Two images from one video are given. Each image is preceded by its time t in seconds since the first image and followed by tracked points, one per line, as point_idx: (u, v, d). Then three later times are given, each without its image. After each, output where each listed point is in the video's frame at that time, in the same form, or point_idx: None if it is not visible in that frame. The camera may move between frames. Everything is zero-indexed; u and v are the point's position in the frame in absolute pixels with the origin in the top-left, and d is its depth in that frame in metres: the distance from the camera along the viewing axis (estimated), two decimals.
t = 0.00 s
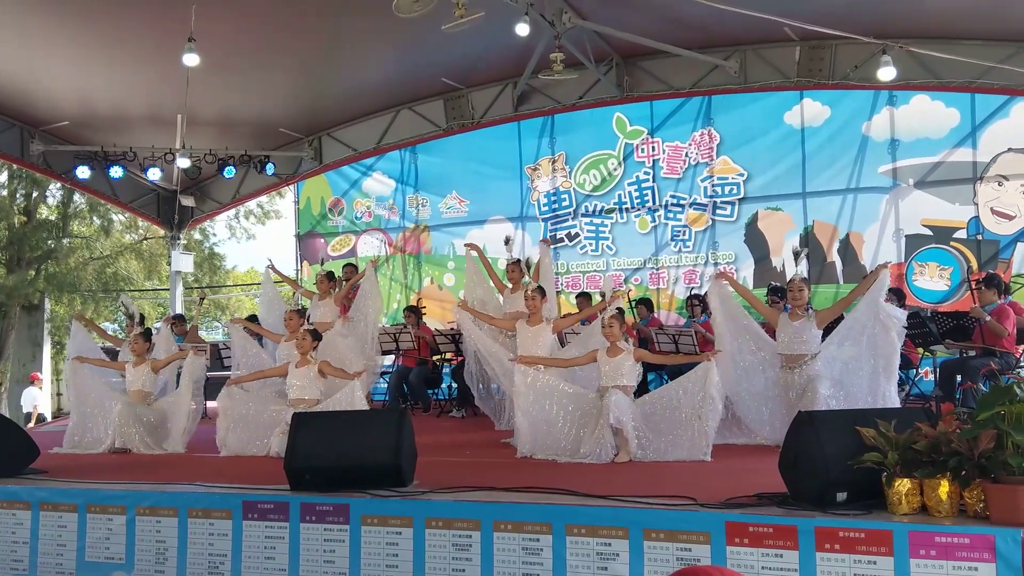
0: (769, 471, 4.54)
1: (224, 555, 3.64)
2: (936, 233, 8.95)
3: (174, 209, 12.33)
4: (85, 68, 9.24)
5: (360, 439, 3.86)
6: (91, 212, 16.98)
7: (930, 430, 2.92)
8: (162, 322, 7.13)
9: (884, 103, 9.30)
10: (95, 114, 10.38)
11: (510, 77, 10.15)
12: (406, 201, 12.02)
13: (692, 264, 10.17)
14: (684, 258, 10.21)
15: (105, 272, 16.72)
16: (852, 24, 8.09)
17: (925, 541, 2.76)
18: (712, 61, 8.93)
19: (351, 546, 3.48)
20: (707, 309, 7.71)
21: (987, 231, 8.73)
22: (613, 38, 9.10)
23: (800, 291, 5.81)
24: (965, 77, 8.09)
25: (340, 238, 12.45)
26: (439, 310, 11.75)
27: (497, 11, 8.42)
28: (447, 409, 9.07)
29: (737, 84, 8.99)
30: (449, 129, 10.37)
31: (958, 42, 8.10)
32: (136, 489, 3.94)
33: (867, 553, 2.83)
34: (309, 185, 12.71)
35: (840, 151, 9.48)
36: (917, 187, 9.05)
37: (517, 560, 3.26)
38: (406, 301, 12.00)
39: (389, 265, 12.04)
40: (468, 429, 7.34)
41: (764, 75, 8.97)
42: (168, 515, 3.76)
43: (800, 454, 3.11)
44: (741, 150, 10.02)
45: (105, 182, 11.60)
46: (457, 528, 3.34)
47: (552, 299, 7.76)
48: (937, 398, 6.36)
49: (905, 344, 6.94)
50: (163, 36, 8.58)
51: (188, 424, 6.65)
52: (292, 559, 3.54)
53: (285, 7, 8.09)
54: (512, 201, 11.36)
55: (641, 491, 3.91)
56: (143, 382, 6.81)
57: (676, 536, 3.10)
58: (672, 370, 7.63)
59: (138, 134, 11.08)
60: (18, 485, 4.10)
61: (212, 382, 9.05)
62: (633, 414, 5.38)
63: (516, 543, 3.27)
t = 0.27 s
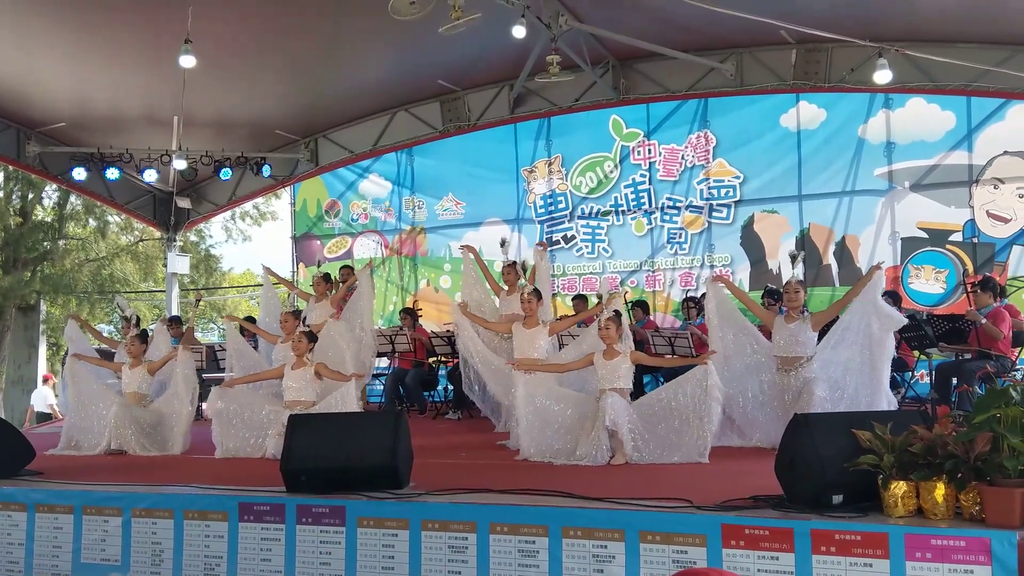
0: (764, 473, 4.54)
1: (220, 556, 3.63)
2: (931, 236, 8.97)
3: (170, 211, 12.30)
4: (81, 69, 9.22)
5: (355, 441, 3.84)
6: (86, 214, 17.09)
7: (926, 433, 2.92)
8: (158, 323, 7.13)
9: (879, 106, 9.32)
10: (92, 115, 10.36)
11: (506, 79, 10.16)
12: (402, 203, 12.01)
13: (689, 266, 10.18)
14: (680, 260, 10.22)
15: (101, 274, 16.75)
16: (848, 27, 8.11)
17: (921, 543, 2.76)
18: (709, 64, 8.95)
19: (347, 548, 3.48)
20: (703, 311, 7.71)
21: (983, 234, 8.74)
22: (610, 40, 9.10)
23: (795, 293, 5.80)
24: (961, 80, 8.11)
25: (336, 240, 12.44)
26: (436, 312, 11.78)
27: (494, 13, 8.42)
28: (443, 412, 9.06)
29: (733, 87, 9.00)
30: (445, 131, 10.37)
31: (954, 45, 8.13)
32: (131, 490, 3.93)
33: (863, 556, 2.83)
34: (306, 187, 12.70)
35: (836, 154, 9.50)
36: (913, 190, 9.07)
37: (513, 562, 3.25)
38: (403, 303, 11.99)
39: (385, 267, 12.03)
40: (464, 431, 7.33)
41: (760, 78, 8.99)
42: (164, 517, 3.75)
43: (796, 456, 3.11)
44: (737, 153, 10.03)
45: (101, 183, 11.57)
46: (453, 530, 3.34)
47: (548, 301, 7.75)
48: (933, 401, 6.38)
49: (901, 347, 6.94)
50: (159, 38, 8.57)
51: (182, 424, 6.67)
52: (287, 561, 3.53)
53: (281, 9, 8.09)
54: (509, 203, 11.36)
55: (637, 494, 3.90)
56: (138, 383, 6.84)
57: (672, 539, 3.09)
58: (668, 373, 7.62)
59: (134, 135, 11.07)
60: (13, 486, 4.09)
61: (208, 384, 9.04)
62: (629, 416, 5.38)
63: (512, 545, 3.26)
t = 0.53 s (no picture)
0: (762, 474, 4.55)
1: (219, 556, 3.63)
2: (929, 237, 8.99)
3: (168, 210, 12.28)
4: (79, 68, 9.21)
5: (353, 441, 3.85)
6: (84, 213, 16.98)
7: (924, 434, 2.93)
8: (156, 322, 7.09)
9: (878, 107, 9.32)
10: (90, 115, 10.35)
11: (504, 79, 10.17)
12: (401, 203, 12.01)
13: (686, 267, 10.19)
14: (678, 261, 10.23)
15: (98, 274, 16.75)
16: (846, 29, 8.12)
17: (918, 543, 2.76)
18: (707, 64, 8.95)
19: (345, 548, 3.48)
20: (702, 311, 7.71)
21: (981, 235, 8.76)
22: (608, 41, 9.11)
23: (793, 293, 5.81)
24: (960, 81, 8.13)
25: (334, 240, 12.43)
26: (434, 312, 11.77)
27: (493, 13, 8.43)
28: (440, 412, 9.06)
29: (732, 87, 9.01)
30: (444, 131, 10.37)
31: (952, 46, 8.15)
32: (130, 489, 3.92)
33: (861, 556, 2.83)
34: (304, 187, 12.69)
35: (834, 155, 9.51)
36: (911, 191, 9.08)
37: (511, 562, 3.25)
38: (400, 303, 11.99)
39: (383, 267, 12.03)
40: (461, 431, 7.32)
41: (758, 79, 9.01)
42: (162, 516, 3.74)
43: (795, 456, 3.11)
44: (735, 154, 10.04)
45: (99, 182, 11.56)
46: (452, 530, 3.34)
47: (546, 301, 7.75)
48: (930, 402, 6.41)
49: (899, 348, 6.96)
50: (157, 37, 8.56)
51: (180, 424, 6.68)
52: (285, 560, 3.53)
53: (280, 8, 8.08)
54: (507, 203, 11.36)
55: (635, 494, 3.90)
56: (138, 383, 6.82)
57: (670, 539, 3.09)
58: (666, 374, 7.62)
59: (132, 135, 11.06)
60: (12, 485, 4.08)
61: (205, 384, 9.03)
62: (628, 416, 5.39)
63: (510, 544, 3.26)
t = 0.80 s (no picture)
0: (758, 474, 4.55)
1: (215, 556, 3.62)
2: (926, 238, 9.00)
3: (165, 209, 12.28)
4: (77, 68, 9.20)
5: (350, 441, 3.84)
6: (81, 212, 16.97)
7: (921, 435, 2.93)
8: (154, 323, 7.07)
9: (875, 108, 9.34)
10: (87, 114, 10.33)
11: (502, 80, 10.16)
12: (398, 203, 12.01)
13: (684, 268, 10.19)
14: (676, 261, 10.23)
15: (95, 273, 16.71)
16: (844, 30, 8.13)
17: (915, 544, 2.76)
18: (705, 65, 8.95)
19: (342, 548, 3.47)
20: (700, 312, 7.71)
21: (978, 236, 8.78)
22: (606, 41, 9.11)
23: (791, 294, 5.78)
24: (957, 83, 8.14)
25: (332, 240, 12.42)
26: (431, 312, 11.76)
27: (490, 13, 8.43)
28: (438, 412, 9.05)
29: (729, 88, 9.01)
30: (441, 131, 10.36)
31: (949, 48, 8.17)
32: (127, 489, 3.92)
33: (857, 557, 2.83)
34: (301, 187, 12.68)
35: (832, 156, 9.52)
36: (908, 193, 9.09)
37: (508, 563, 3.25)
38: (398, 303, 11.98)
39: (381, 266, 12.03)
40: (459, 432, 7.32)
41: (756, 80, 9.02)
42: (159, 516, 3.74)
43: (792, 458, 3.12)
44: (733, 154, 10.04)
45: (97, 182, 11.54)
46: (449, 530, 3.34)
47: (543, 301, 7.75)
48: (928, 402, 6.42)
49: (896, 349, 6.97)
50: (155, 37, 8.55)
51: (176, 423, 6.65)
52: (282, 561, 3.52)
53: (278, 8, 8.07)
54: (504, 203, 11.36)
55: (633, 495, 3.90)
56: (135, 382, 6.79)
57: (667, 539, 3.09)
58: (663, 374, 7.61)
59: (130, 134, 11.04)
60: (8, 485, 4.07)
61: (203, 383, 9.02)
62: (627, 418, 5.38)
63: (507, 545, 3.26)
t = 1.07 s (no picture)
0: (759, 473, 4.54)
1: (216, 554, 3.62)
2: (927, 237, 8.99)
3: (166, 208, 12.29)
4: (78, 67, 9.20)
5: (350, 440, 3.84)
6: (82, 212, 17.10)
7: (922, 433, 2.93)
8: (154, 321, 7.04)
9: (876, 107, 9.33)
10: (88, 113, 10.32)
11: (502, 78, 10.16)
12: (399, 202, 12.01)
13: (684, 266, 10.20)
14: (676, 260, 10.23)
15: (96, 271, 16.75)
16: (845, 29, 8.12)
17: (916, 543, 2.76)
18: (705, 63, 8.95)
19: (343, 547, 3.47)
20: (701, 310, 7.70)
21: (979, 235, 8.77)
22: (607, 40, 9.10)
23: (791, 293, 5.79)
24: (958, 82, 8.14)
25: (332, 239, 12.42)
26: (431, 311, 11.76)
27: (491, 12, 8.42)
28: (438, 411, 9.06)
29: (730, 86, 9.01)
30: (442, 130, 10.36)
31: (950, 46, 8.16)
32: (128, 487, 3.92)
33: (859, 555, 2.83)
34: (302, 186, 12.68)
35: (832, 154, 9.51)
36: (909, 191, 9.09)
37: (509, 561, 3.25)
38: (398, 302, 11.98)
39: (381, 265, 12.03)
40: (459, 430, 7.34)
41: (756, 79, 9.01)
42: (161, 514, 3.74)
43: (793, 457, 3.12)
44: (733, 153, 10.04)
45: (98, 180, 11.53)
46: (450, 528, 3.34)
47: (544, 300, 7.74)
48: (929, 401, 6.43)
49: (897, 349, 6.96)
50: (156, 36, 8.54)
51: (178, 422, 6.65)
52: (283, 559, 3.52)
53: (279, 7, 8.07)
54: (505, 202, 11.36)
55: (633, 493, 3.91)
56: (137, 381, 6.77)
57: (668, 538, 3.09)
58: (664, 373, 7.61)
59: (130, 133, 11.04)
60: (9, 483, 4.07)
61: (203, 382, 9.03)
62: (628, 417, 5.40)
63: (508, 543, 3.26)
